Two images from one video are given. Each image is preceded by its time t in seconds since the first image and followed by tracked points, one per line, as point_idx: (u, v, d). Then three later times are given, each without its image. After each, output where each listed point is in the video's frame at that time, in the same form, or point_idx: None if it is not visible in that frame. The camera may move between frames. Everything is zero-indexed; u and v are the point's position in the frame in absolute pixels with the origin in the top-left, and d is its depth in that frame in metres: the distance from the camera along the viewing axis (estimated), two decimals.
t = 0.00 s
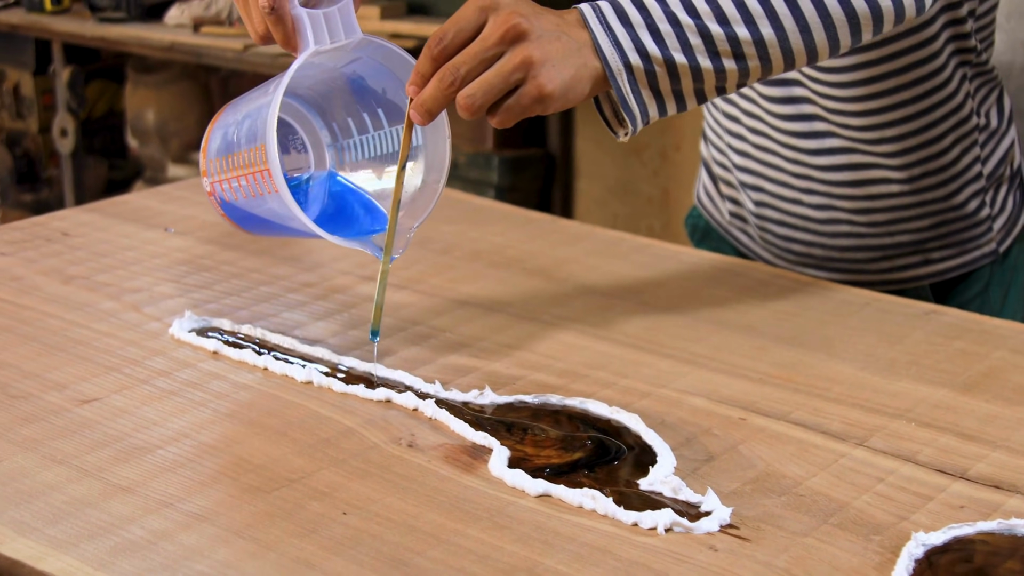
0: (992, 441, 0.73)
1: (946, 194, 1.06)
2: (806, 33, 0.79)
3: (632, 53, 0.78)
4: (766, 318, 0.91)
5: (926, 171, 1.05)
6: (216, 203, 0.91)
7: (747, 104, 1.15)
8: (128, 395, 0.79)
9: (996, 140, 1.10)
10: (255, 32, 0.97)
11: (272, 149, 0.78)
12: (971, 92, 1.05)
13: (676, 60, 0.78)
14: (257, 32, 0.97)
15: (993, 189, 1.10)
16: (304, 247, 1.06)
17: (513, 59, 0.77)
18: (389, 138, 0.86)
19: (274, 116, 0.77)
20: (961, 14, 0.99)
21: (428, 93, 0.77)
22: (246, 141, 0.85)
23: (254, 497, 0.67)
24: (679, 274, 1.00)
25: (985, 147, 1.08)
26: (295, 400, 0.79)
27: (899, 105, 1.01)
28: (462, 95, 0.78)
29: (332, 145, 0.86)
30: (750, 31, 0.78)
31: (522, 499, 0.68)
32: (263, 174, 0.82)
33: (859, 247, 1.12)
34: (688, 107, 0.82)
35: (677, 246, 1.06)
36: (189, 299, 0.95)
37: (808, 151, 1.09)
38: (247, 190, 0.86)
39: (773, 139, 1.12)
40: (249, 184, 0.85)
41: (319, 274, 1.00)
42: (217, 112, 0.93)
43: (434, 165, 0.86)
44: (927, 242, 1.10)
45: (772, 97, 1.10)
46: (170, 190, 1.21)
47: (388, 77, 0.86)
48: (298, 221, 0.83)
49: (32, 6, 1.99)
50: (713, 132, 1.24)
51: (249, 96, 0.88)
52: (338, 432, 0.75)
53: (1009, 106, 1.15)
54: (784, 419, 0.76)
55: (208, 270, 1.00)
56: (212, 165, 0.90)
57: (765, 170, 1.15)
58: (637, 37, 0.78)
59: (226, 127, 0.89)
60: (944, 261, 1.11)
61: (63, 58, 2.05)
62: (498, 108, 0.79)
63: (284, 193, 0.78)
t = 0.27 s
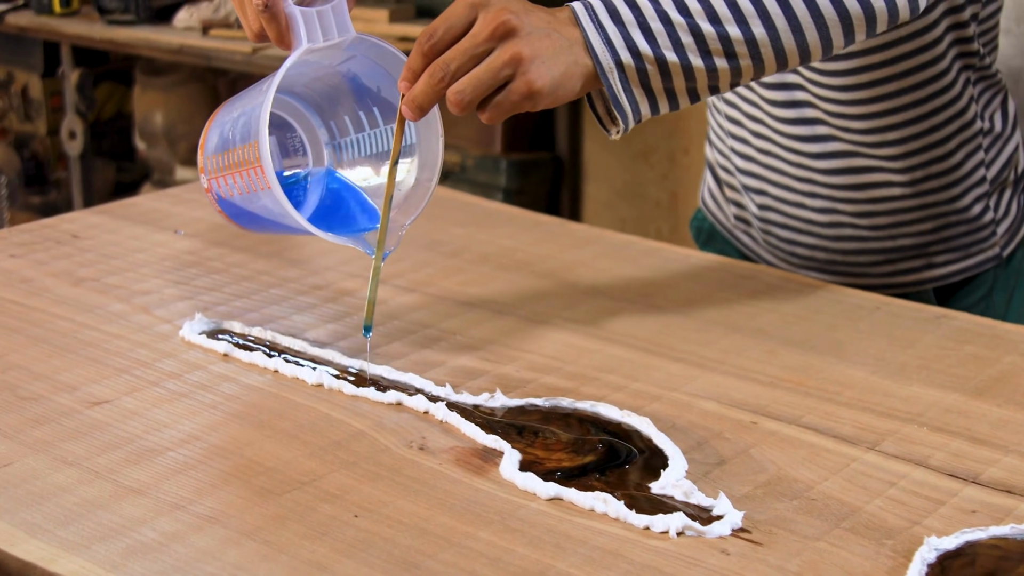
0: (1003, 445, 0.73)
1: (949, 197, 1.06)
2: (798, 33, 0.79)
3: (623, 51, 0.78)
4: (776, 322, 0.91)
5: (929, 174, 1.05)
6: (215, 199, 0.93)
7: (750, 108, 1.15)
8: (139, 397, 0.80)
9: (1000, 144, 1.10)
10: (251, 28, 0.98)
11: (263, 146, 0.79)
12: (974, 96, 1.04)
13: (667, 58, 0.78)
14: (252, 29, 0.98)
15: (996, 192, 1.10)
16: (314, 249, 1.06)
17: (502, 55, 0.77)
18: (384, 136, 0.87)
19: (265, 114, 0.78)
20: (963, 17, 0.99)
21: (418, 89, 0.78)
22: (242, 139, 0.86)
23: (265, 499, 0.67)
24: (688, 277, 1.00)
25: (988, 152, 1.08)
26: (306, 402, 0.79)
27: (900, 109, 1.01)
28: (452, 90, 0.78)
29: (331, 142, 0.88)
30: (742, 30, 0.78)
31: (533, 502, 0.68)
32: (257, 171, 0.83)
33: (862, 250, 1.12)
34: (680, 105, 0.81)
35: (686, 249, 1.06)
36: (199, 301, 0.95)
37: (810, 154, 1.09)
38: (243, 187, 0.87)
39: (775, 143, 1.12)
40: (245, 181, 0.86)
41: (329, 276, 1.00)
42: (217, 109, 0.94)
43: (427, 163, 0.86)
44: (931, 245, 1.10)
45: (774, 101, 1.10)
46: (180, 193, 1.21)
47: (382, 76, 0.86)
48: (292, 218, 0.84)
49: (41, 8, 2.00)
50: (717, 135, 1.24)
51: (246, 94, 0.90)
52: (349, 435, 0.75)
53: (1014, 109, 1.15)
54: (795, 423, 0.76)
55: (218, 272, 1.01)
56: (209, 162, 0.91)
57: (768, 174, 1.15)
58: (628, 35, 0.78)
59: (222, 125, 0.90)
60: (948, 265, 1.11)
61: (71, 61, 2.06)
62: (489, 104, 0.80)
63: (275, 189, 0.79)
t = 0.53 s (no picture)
0: (1016, 447, 0.73)
1: (953, 198, 1.06)
2: (790, 36, 0.79)
3: (614, 54, 0.79)
4: (787, 323, 0.91)
5: (934, 174, 1.05)
6: (213, 199, 0.93)
7: (754, 109, 1.14)
8: (149, 400, 0.80)
9: (1004, 145, 1.10)
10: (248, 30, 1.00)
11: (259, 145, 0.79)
12: (978, 97, 1.04)
13: (659, 61, 0.79)
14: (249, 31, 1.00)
15: (1000, 193, 1.10)
16: (323, 251, 1.07)
17: (494, 58, 0.78)
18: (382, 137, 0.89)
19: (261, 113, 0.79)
20: (966, 19, 0.98)
21: (411, 91, 0.79)
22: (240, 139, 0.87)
23: (276, 502, 0.67)
24: (698, 278, 1.00)
25: (993, 153, 1.08)
26: (316, 405, 0.79)
27: (904, 110, 1.01)
28: (443, 92, 0.79)
29: (331, 142, 0.89)
30: (733, 33, 0.78)
31: (545, 505, 0.68)
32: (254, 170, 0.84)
33: (867, 250, 1.12)
34: (673, 108, 0.82)
35: (695, 250, 1.06)
36: (209, 303, 0.95)
37: (814, 155, 1.09)
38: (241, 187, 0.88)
39: (779, 143, 1.12)
40: (242, 181, 0.87)
41: (338, 278, 1.00)
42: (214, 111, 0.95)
43: (424, 163, 0.88)
44: (935, 246, 1.10)
45: (778, 101, 1.10)
46: (189, 195, 1.21)
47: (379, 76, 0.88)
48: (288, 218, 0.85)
49: (49, 11, 2.01)
50: (722, 135, 1.24)
51: (244, 96, 0.90)
52: (360, 437, 0.75)
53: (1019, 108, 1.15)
54: (807, 425, 0.76)
55: (228, 274, 1.01)
56: (208, 163, 0.91)
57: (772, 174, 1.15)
58: (620, 38, 0.79)
59: (222, 125, 0.90)
60: (953, 266, 1.11)
61: (80, 63, 2.05)
62: (479, 107, 0.81)
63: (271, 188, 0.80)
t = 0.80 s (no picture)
0: None
1: (960, 202, 1.06)
2: (783, 42, 0.79)
3: (606, 59, 0.79)
4: (799, 329, 0.91)
5: (940, 179, 1.04)
6: (212, 199, 0.94)
7: (761, 112, 1.14)
8: (162, 404, 0.80)
9: (1012, 150, 1.09)
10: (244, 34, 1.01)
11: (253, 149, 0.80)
12: (985, 102, 1.04)
13: (650, 66, 0.79)
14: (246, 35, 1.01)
15: (1008, 198, 1.10)
16: (334, 256, 1.07)
17: (484, 63, 0.79)
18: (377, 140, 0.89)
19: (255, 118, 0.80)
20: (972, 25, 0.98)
21: (402, 96, 0.80)
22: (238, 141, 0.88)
23: (288, 507, 0.67)
24: (708, 284, 1.00)
25: (1000, 158, 1.07)
26: (329, 410, 0.79)
27: (910, 115, 1.01)
28: (434, 97, 0.80)
29: (330, 144, 0.90)
30: (726, 39, 0.79)
31: (557, 511, 0.68)
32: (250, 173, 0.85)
33: (873, 254, 1.12)
34: (668, 113, 0.82)
35: (705, 255, 1.06)
36: (221, 308, 0.95)
37: (820, 159, 1.09)
38: (238, 188, 0.89)
39: (785, 147, 1.12)
40: (239, 183, 0.88)
41: (349, 283, 1.01)
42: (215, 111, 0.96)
43: (418, 166, 0.89)
44: (942, 250, 1.10)
45: (784, 105, 1.10)
46: (199, 199, 1.21)
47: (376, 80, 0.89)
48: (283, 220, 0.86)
49: (60, 14, 2.01)
50: (729, 138, 1.24)
51: (244, 97, 0.91)
52: (372, 443, 0.75)
53: None
54: (819, 431, 0.76)
55: (239, 279, 1.01)
56: (209, 164, 0.92)
57: (779, 177, 1.14)
58: (612, 44, 0.80)
59: (222, 127, 0.91)
60: (960, 271, 1.11)
61: (90, 66, 2.06)
62: (471, 112, 0.81)
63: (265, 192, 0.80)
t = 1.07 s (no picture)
0: None
1: (965, 207, 1.06)
2: (778, 49, 0.79)
3: (601, 66, 0.80)
4: (810, 335, 0.91)
5: (945, 184, 1.04)
6: (212, 196, 0.94)
7: (766, 116, 1.14)
8: (173, 407, 0.80)
9: (1018, 155, 1.09)
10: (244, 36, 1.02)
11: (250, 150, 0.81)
12: (991, 107, 1.04)
13: (645, 73, 0.80)
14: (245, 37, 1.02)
15: (1013, 203, 1.10)
16: (345, 260, 1.07)
17: (478, 70, 0.79)
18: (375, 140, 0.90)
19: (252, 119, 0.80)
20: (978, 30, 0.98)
21: (397, 103, 0.80)
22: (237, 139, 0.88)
23: (299, 511, 0.67)
24: (718, 289, 1.00)
25: (1005, 163, 1.07)
26: (340, 414, 0.79)
27: (916, 119, 1.01)
28: (429, 104, 0.80)
29: (330, 141, 0.90)
30: (720, 46, 0.79)
31: (569, 515, 0.68)
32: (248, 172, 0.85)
33: (878, 258, 1.12)
34: (663, 119, 0.83)
35: (714, 260, 1.06)
36: (232, 311, 0.95)
37: (825, 163, 1.09)
38: (237, 186, 0.89)
39: (791, 151, 1.12)
40: (238, 181, 0.88)
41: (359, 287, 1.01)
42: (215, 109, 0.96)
43: (413, 165, 0.89)
44: (947, 255, 1.10)
45: (789, 109, 1.10)
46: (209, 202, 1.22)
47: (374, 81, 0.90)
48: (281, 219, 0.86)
49: (70, 17, 2.02)
50: (735, 141, 1.24)
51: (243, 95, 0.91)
52: (384, 446, 0.75)
53: None
54: (830, 437, 0.76)
55: (249, 282, 1.01)
56: (209, 161, 0.92)
57: (784, 181, 1.14)
58: (607, 50, 0.80)
59: (222, 125, 0.91)
60: (965, 276, 1.11)
61: (100, 69, 2.06)
62: (464, 118, 0.81)
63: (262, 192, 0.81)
